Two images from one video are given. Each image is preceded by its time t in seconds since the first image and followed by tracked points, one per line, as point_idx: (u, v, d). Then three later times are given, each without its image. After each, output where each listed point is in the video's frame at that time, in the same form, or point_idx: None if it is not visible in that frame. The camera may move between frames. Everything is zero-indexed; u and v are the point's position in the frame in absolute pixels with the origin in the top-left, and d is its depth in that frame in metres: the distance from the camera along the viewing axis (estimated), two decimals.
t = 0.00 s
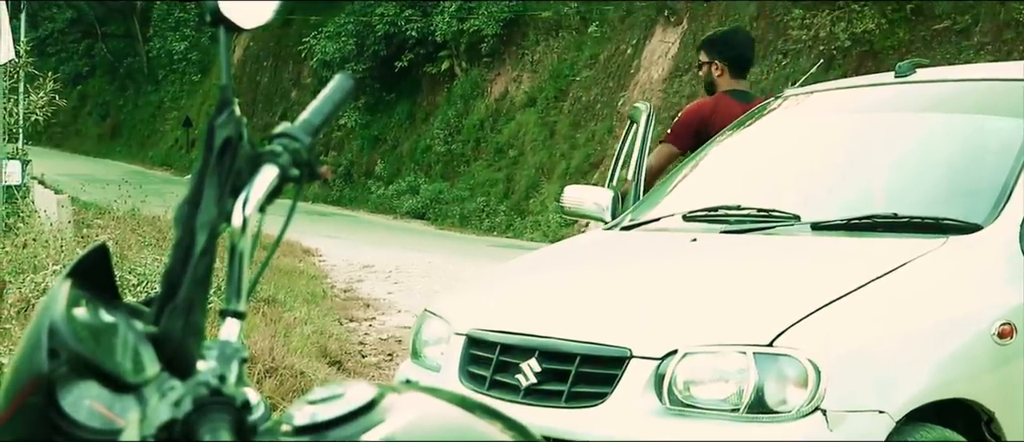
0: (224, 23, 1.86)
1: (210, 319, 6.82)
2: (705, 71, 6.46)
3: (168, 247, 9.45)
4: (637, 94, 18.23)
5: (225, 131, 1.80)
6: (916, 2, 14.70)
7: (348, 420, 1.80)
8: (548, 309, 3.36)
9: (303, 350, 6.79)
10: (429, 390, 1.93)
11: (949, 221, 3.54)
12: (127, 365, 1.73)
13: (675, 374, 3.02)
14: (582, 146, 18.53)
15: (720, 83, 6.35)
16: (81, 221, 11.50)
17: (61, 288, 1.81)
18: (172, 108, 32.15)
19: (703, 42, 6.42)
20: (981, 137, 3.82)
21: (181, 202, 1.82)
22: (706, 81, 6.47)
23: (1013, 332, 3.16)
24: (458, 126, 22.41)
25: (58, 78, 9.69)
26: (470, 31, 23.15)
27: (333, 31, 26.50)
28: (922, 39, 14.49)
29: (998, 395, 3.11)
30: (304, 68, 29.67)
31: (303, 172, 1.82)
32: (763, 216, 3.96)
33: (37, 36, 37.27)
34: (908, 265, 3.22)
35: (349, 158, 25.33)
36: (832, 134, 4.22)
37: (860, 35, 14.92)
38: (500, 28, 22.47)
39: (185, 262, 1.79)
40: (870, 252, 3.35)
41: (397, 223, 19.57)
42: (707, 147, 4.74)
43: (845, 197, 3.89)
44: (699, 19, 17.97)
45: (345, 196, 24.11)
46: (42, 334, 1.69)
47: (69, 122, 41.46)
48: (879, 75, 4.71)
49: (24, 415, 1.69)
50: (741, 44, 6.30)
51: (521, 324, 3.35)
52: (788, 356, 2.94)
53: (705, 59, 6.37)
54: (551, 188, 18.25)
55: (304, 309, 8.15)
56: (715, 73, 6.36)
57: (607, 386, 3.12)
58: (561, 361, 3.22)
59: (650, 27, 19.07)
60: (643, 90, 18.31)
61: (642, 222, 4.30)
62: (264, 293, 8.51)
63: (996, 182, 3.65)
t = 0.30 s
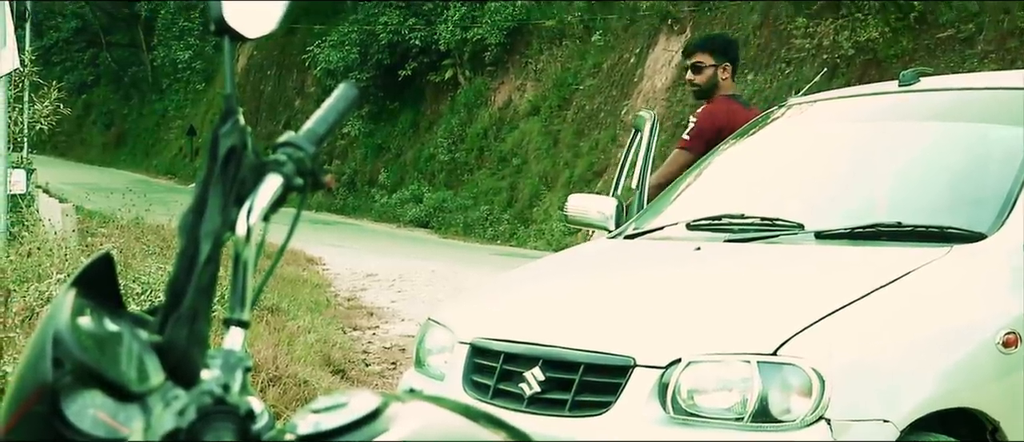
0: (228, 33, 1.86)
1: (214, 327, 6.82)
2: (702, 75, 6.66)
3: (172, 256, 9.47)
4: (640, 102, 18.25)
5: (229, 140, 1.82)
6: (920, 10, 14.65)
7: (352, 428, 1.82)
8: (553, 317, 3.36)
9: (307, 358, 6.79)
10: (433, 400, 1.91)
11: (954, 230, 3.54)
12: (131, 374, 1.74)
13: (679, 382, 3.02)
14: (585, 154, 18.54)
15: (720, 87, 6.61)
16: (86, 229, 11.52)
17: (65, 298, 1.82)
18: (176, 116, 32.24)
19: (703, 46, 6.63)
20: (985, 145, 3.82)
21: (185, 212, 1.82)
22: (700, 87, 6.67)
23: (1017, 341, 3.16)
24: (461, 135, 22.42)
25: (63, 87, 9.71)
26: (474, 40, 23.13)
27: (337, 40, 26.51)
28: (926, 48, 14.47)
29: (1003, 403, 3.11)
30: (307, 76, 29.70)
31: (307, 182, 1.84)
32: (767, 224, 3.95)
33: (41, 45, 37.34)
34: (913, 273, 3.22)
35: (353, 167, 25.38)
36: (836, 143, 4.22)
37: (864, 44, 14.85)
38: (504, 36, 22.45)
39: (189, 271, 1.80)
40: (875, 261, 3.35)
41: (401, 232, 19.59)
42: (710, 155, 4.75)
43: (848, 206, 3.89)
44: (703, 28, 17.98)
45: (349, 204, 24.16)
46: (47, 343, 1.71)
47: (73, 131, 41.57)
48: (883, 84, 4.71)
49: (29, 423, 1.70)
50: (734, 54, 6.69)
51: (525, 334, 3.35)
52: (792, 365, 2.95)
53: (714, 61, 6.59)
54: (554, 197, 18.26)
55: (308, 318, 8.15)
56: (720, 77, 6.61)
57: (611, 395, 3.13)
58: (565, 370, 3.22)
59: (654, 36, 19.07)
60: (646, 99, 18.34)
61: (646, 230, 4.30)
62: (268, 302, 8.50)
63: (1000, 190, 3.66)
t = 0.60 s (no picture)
0: (233, 42, 1.89)
1: (219, 336, 6.82)
2: (704, 85, 6.57)
3: (177, 265, 9.48)
4: (645, 112, 18.26)
5: (234, 149, 1.82)
6: (925, 19, 14.62)
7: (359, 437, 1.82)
8: (558, 327, 3.35)
9: (311, 368, 6.79)
10: (438, 409, 1.91)
11: (959, 240, 3.54)
12: (136, 383, 1.75)
13: (684, 391, 3.03)
14: (590, 164, 18.54)
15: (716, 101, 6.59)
16: (91, 239, 11.54)
17: (71, 308, 1.84)
18: (181, 126, 32.30)
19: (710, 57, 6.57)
20: (990, 155, 3.83)
21: (190, 221, 1.83)
22: (701, 96, 6.56)
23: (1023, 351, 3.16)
24: (466, 144, 22.43)
25: (68, 97, 9.72)
26: (478, 49, 23.11)
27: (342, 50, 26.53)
28: (931, 57, 14.48)
29: (1008, 413, 3.10)
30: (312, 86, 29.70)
31: (312, 191, 1.85)
32: (772, 234, 3.95)
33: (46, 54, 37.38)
34: (918, 283, 3.21)
35: (358, 176, 25.43)
36: (840, 152, 4.22)
37: (868, 53, 14.82)
38: (508, 45, 22.44)
39: (194, 282, 1.80)
40: (879, 270, 3.35)
41: (405, 241, 19.59)
42: (716, 164, 4.74)
43: (854, 216, 3.89)
44: (707, 37, 17.99)
45: (353, 213, 24.19)
46: (52, 353, 1.72)
47: (79, 140, 41.64)
48: (888, 94, 4.70)
49: (33, 431, 1.71)
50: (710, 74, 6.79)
51: (530, 343, 3.35)
52: (797, 374, 2.95)
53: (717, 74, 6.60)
54: (558, 205, 18.27)
55: (312, 327, 8.15)
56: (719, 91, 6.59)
57: (616, 404, 3.13)
58: (570, 380, 3.22)
59: (659, 45, 19.08)
60: (651, 108, 18.36)
61: (651, 239, 4.30)
62: (273, 311, 8.50)
63: (1005, 200, 3.66)
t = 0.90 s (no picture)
0: (241, 51, 1.93)
1: (226, 343, 6.82)
2: (701, 94, 6.53)
3: (184, 273, 9.48)
4: (650, 120, 18.28)
5: (240, 159, 1.82)
6: (931, 27, 14.58)
7: None
8: (564, 335, 3.35)
9: (317, 375, 6.80)
10: (443, 417, 1.91)
11: (966, 248, 3.53)
12: (144, 391, 1.77)
13: (691, 399, 3.02)
14: (596, 172, 18.55)
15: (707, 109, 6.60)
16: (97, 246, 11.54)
17: (78, 315, 1.86)
18: (188, 134, 32.38)
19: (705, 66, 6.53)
20: (996, 162, 3.83)
21: (196, 230, 1.84)
22: (697, 105, 6.55)
23: None
24: (472, 152, 22.44)
25: (75, 104, 9.73)
26: (484, 57, 23.09)
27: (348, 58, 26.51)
28: (936, 65, 14.43)
29: (1012, 419, 3.10)
30: (317, 93, 29.67)
31: (319, 199, 1.87)
32: (779, 242, 3.94)
33: (53, 62, 37.52)
34: (925, 291, 3.20)
35: (364, 184, 25.48)
36: (845, 160, 4.22)
37: (874, 61, 14.83)
38: (514, 54, 22.43)
39: (200, 290, 1.82)
40: (885, 278, 3.35)
41: (411, 250, 19.62)
42: (721, 172, 4.75)
43: (860, 223, 3.88)
44: (713, 45, 18.01)
45: (359, 222, 24.26)
46: (60, 362, 1.75)
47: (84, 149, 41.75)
48: (894, 101, 4.70)
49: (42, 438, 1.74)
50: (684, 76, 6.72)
51: (536, 351, 3.34)
52: (804, 383, 2.94)
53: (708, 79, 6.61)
54: (564, 214, 18.31)
55: (318, 335, 8.15)
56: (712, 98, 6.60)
57: (622, 413, 3.12)
58: (576, 388, 3.21)
59: (664, 53, 19.10)
60: (657, 116, 18.37)
61: (657, 247, 4.30)
62: (279, 319, 8.50)
63: (1011, 208, 3.66)
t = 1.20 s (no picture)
0: (248, 58, 1.97)
1: (233, 350, 6.82)
2: (689, 103, 6.33)
3: (191, 280, 9.50)
4: (657, 126, 18.32)
5: (248, 165, 1.89)
6: (938, 33, 14.56)
7: None
8: (572, 341, 3.35)
9: (324, 382, 6.80)
10: (450, 424, 1.92)
11: (973, 255, 3.53)
12: (151, 398, 1.80)
13: (697, 406, 3.02)
14: (602, 178, 18.52)
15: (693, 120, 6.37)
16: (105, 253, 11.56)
17: (85, 322, 1.88)
18: (195, 140, 32.46)
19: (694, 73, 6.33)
20: (1003, 169, 3.83)
21: (205, 237, 1.90)
22: (685, 114, 6.33)
23: None
24: (478, 159, 22.47)
25: (83, 111, 9.75)
26: (491, 64, 23.09)
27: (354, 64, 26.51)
28: (944, 71, 14.39)
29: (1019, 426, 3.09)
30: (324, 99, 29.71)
31: (326, 206, 1.92)
32: (785, 249, 3.94)
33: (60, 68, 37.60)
34: (931, 297, 3.20)
35: (370, 190, 25.54)
36: (851, 167, 4.22)
37: (881, 67, 14.81)
38: (521, 60, 22.44)
39: (207, 296, 1.87)
40: (892, 285, 3.35)
41: (418, 256, 19.66)
42: (728, 178, 4.74)
43: (866, 230, 3.88)
44: (719, 51, 18.04)
45: (366, 228, 24.31)
46: (67, 368, 1.77)
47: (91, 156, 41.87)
48: (901, 108, 4.69)
49: None
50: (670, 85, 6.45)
51: (542, 358, 3.34)
52: (810, 389, 2.95)
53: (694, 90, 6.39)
54: (571, 220, 18.32)
55: (325, 341, 8.15)
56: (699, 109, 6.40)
57: (629, 419, 3.12)
58: (583, 395, 3.21)
59: (671, 59, 19.10)
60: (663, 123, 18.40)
61: (664, 253, 4.30)
62: (285, 325, 8.50)
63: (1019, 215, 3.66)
